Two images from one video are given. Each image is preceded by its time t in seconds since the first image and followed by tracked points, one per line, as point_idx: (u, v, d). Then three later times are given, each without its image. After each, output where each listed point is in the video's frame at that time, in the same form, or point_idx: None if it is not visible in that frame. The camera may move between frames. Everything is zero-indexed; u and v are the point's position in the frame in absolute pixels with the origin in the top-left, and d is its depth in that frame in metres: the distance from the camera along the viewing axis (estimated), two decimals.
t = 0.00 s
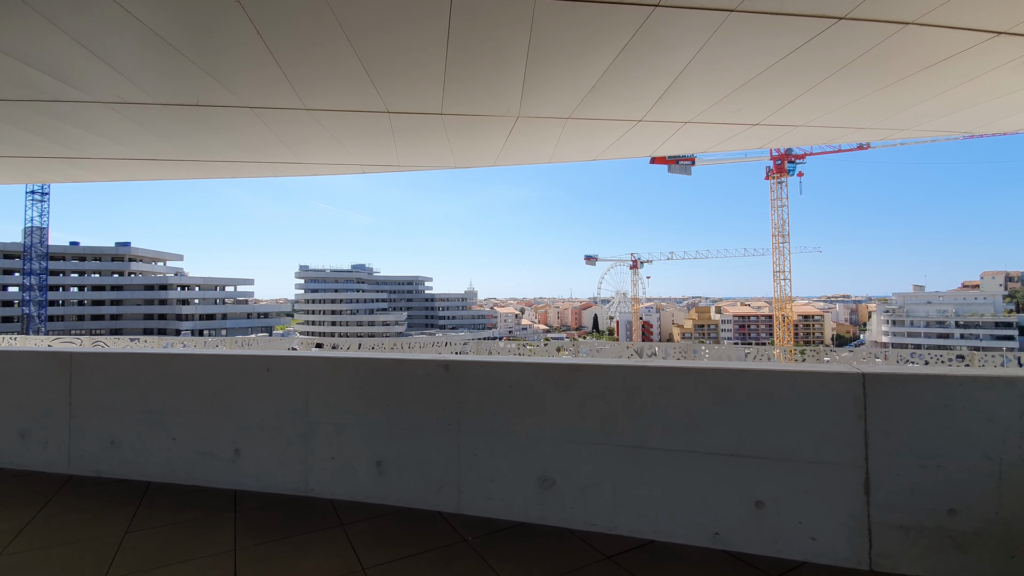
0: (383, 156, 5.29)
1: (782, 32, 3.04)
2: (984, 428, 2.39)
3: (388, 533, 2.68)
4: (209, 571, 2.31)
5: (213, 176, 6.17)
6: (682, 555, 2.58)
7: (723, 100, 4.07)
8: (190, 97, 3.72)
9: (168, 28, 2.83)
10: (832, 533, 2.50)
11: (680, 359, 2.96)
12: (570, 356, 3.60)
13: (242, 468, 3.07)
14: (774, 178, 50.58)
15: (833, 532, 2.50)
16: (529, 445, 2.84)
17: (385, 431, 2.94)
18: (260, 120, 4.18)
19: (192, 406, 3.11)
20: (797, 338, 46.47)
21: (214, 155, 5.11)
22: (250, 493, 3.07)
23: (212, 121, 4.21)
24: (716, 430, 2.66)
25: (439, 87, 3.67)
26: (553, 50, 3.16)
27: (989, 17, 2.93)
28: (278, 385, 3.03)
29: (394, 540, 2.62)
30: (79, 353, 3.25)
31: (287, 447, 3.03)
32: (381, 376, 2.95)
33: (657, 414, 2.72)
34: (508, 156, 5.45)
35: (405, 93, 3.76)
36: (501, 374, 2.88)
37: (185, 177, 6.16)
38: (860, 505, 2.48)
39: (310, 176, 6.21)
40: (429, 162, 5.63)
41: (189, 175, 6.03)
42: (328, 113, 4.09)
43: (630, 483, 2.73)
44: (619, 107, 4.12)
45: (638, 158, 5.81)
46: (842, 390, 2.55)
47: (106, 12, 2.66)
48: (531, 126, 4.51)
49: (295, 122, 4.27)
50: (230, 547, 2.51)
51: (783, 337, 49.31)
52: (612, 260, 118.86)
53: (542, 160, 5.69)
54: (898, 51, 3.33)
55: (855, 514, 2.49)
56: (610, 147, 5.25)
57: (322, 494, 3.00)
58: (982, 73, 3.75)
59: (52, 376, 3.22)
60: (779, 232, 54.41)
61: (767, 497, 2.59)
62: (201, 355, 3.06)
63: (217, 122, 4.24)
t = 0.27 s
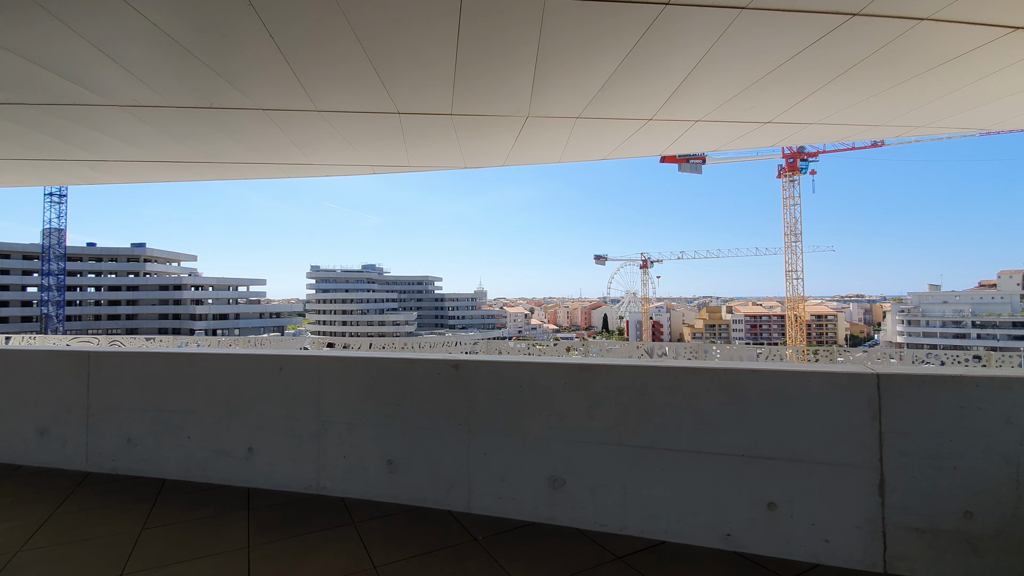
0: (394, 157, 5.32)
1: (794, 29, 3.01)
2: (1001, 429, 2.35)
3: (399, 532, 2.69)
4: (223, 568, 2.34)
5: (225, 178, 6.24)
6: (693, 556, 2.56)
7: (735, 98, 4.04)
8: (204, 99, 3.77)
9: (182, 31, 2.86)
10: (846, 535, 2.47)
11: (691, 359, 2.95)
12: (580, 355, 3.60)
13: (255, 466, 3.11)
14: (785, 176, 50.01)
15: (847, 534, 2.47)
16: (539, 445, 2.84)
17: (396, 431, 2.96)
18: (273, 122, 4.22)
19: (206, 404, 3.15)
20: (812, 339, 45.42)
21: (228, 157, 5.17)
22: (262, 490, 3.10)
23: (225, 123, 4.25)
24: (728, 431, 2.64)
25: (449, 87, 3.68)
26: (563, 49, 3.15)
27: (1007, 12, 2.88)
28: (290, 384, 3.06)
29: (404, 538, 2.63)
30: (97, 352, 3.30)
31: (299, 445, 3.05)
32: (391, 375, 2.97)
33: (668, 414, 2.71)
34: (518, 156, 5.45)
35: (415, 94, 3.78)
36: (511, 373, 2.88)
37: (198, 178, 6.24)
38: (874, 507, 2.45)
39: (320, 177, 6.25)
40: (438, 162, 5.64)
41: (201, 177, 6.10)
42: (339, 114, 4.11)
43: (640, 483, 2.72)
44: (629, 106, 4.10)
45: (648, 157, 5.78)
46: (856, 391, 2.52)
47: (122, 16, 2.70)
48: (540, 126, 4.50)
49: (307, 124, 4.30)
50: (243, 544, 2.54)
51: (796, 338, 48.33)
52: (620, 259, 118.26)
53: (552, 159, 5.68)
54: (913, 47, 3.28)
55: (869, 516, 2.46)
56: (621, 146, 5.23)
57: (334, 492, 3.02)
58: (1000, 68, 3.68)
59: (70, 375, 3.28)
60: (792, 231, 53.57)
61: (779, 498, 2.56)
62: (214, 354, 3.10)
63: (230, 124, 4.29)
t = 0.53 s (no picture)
0: (406, 157, 5.35)
1: (809, 26, 2.97)
2: None
3: (413, 530, 2.71)
4: (240, 564, 2.37)
5: (239, 179, 6.32)
6: (708, 557, 2.55)
7: (748, 96, 4.00)
8: (220, 102, 3.82)
9: (199, 35, 2.91)
10: (864, 537, 2.44)
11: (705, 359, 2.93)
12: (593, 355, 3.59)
13: (271, 464, 3.14)
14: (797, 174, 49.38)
15: (865, 536, 2.44)
16: (552, 444, 2.84)
17: (409, 429, 2.97)
18: (287, 123, 4.26)
19: (223, 403, 3.19)
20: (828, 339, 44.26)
21: (243, 159, 5.24)
22: (278, 488, 3.14)
23: (242, 126, 4.31)
24: (743, 431, 2.62)
25: (461, 88, 3.69)
26: (575, 48, 3.14)
27: None
28: (305, 383, 3.09)
29: (418, 536, 2.65)
30: (117, 351, 3.36)
31: (314, 444, 3.09)
32: (405, 375, 2.99)
33: (682, 414, 2.70)
34: (530, 155, 5.45)
35: (428, 95, 3.80)
36: (523, 373, 2.88)
37: (213, 180, 6.32)
38: (894, 509, 2.42)
39: (332, 178, 6.30)
40: (450, 162, 5.67)
41: (216, 178, 6.19)
42: (353, 116, 4.15)
43: (654, 483, 2.71)
44: (642, 105, 4.09)
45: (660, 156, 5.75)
46: (874, 392, 2.48)
47: (140, 20, 2.74)
48: (552, 126, 4.50)
49: (322, 126, 4.35)
50: (260, 540, 2.58)
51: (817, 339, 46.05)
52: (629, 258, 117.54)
53: (564, 159, 5.67)
54: (931, 42, 3.23)
55: (888, 518, 2.42)
56: (632, 145, 5.21)
57: (348, 490, 3.05)
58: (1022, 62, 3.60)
59: (91, 373, 3.34)
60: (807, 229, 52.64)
61: (795, 500, 2.54)
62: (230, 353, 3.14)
63: (246, 127, 4.35)
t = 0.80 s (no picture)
0: (420, 158, 5.38)
1: (825, 21, 2.93)
2: None
3: (428, 528, 2.73)
4: (258, 560, 2.40)
5: (255, 182, 6.41)
6: (724, 559, 2.53)
7: (763, 93, 3.95)
8: (237, 106, 3.88)
9: (217, 40, 2.96)
10: (885, 541, 2.40)
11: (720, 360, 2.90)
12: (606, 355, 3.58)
13: (288, 463, 3.19)
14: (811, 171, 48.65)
15: (885, 540, 2.40)
16: (566, 445, 2.84)
17: (423, 429, 2.99)
18: (303, 126, 4.31)
19: (240, 402, 3.24)
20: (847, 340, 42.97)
21: (260, 162, 5.32)
22: (294, 486, 3.18)
23: (258, 129, 4.37)
24: (760, 432, 2.59)
25: (474, 89, 3.70)
26: (587, 47, 3.12)
27: None
28: (321, 383, 3.13)
29: (432, 535, 2.66)
30: (138, 350, 3.43)
31: (330, 442, 3.12)
32: (419, 374, 3.01)
33: (697, 415, 2.68)
34: (543, 155, 5.44)
35: (441, 96, 3.82)
36: (536, 373, 2.89)
37: (229, 182, 6.42)
38: (915, 513, 2.37)
39: (346, 179, 6.36)
40: (463, 163, 5.68)
41: (232, 181, 6.28)
42: (367, 118, 4.19)
43: (669, 485, 2.70)
44: (655, 103, 4.06)
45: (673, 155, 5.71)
46: (894, 393, 2.44)
47: (160, 25, 2.79)
48: (565, 125, 4.49)
49: (337, 128, 4.40)
50: (277, 537, 2.61)
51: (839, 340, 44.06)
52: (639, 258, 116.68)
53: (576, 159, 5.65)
54: (952, 36, 3.15)
55: (909, 522, 2.38)
56: (646, 144, 5.18)
57: (363, 488, 3.08)
58: None
59: (114, 372, 3.42)
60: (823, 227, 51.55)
61: (813, 502, 2.50)
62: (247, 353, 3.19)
63: (262, 130, 4.41)
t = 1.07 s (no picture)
0: (430, 160, 5.40)
1: (839, 19, 2.89)
2: None
3: (438, 528, 2.74)
4: (270, 558, 2.43)
5: (266, 184, 6.48)
6: (736, 562, 2.51)
7: (775, 91, 3.91)
8: (250, 109, 3.93)
9: (230, 44, 2.99)
10: (901, 545, 2.37)
11: (732, 361, 2.88)
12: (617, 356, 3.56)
13: (300, 462, 3.22)
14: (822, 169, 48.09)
15: (901, 544, 2.37)
16: (576, 446, 2.83)
17: (434, 429, 3.01)
18: (314, 128, 4.35)
19: (253, 402, 3.28)
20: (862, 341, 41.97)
21: (272, 164, 5.37)
22: (306, 485, 3.21)
23: (271, 131, 4.42)
24: (772, 434, 2.57)
25: (484, 90, 3.71)
26: (597, 47, 3.12)
27: None
28: (332, 383, 3.15)
29: (443, 535, 2.67)
30: (154, 350, 3.49)
31: (341, 442, 3.14)
32: (429, 375, 3.02)
33: (708, 416, 2.66)
34: (552, 156, 5.44)
35: (451, 97, 3.83)
36: (546, 374, 2.89)
37: (241, 185, 6.50)
38: (932, 516, 2.33)
39: (356, 181, 6.40)
40: (473, 164, 5.70)
41: (244, 183, 6.35)
42: (377, 120, 4.21)
43: (680, 486, 2.68)
44: (665, 103, 4.04)
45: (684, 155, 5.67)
46: (910, 395, 2.40)
47: (173, 29, 2.83)
48: (575, 126, 4.49)
49: (348, 130, 4.43)
50: (289, 536, 2.64)
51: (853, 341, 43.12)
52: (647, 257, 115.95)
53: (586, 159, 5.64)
54: (969, 32, 3.10)
55: (926, 526, 2.34)
56: (656, 144, 5.15)
57: (374, 488, 3.10)
58: None
59: (130, 372, 3.47)
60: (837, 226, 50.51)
61: (827, 506, 2.47)
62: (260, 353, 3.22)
63: (275, 133, 4.46)
